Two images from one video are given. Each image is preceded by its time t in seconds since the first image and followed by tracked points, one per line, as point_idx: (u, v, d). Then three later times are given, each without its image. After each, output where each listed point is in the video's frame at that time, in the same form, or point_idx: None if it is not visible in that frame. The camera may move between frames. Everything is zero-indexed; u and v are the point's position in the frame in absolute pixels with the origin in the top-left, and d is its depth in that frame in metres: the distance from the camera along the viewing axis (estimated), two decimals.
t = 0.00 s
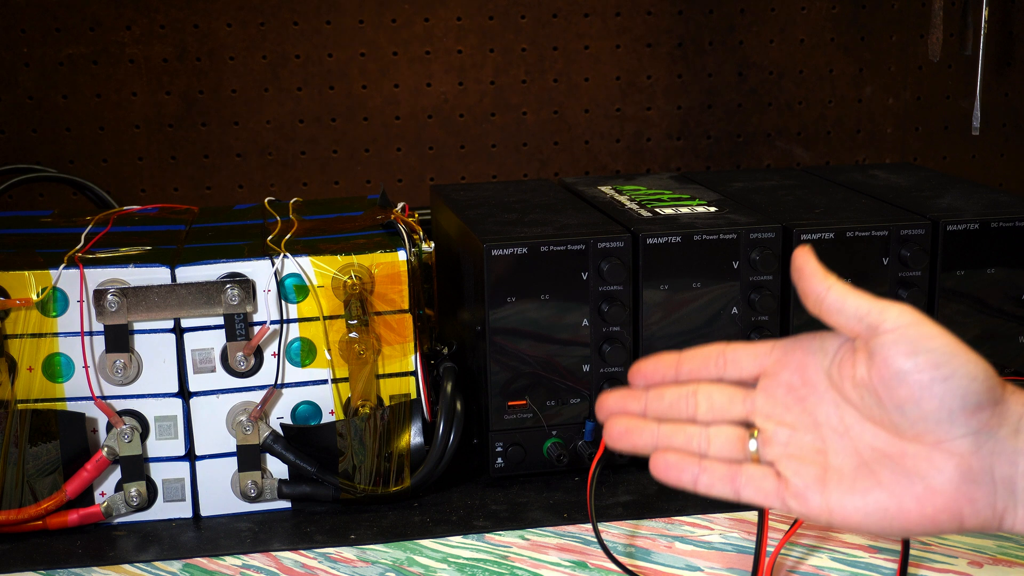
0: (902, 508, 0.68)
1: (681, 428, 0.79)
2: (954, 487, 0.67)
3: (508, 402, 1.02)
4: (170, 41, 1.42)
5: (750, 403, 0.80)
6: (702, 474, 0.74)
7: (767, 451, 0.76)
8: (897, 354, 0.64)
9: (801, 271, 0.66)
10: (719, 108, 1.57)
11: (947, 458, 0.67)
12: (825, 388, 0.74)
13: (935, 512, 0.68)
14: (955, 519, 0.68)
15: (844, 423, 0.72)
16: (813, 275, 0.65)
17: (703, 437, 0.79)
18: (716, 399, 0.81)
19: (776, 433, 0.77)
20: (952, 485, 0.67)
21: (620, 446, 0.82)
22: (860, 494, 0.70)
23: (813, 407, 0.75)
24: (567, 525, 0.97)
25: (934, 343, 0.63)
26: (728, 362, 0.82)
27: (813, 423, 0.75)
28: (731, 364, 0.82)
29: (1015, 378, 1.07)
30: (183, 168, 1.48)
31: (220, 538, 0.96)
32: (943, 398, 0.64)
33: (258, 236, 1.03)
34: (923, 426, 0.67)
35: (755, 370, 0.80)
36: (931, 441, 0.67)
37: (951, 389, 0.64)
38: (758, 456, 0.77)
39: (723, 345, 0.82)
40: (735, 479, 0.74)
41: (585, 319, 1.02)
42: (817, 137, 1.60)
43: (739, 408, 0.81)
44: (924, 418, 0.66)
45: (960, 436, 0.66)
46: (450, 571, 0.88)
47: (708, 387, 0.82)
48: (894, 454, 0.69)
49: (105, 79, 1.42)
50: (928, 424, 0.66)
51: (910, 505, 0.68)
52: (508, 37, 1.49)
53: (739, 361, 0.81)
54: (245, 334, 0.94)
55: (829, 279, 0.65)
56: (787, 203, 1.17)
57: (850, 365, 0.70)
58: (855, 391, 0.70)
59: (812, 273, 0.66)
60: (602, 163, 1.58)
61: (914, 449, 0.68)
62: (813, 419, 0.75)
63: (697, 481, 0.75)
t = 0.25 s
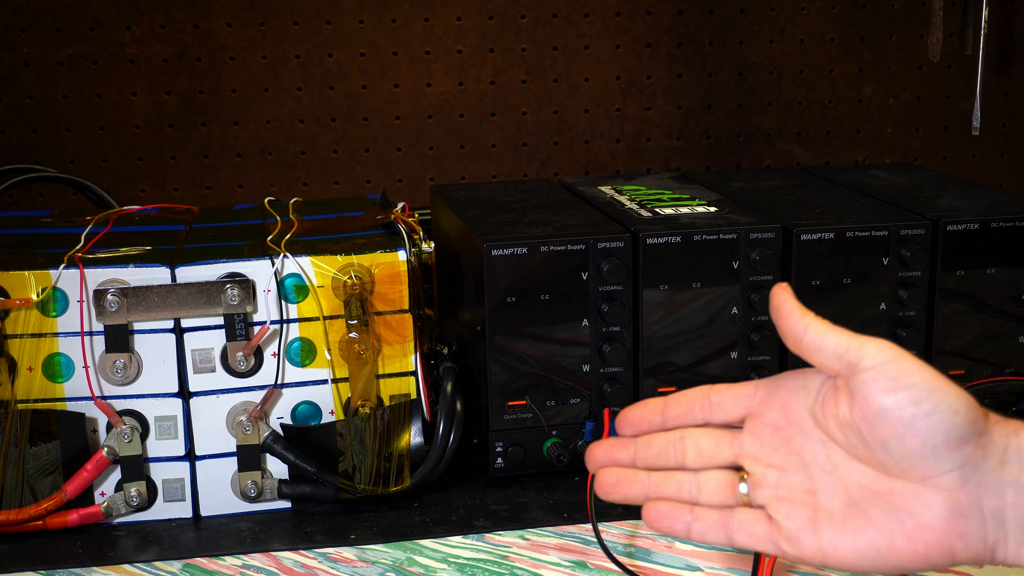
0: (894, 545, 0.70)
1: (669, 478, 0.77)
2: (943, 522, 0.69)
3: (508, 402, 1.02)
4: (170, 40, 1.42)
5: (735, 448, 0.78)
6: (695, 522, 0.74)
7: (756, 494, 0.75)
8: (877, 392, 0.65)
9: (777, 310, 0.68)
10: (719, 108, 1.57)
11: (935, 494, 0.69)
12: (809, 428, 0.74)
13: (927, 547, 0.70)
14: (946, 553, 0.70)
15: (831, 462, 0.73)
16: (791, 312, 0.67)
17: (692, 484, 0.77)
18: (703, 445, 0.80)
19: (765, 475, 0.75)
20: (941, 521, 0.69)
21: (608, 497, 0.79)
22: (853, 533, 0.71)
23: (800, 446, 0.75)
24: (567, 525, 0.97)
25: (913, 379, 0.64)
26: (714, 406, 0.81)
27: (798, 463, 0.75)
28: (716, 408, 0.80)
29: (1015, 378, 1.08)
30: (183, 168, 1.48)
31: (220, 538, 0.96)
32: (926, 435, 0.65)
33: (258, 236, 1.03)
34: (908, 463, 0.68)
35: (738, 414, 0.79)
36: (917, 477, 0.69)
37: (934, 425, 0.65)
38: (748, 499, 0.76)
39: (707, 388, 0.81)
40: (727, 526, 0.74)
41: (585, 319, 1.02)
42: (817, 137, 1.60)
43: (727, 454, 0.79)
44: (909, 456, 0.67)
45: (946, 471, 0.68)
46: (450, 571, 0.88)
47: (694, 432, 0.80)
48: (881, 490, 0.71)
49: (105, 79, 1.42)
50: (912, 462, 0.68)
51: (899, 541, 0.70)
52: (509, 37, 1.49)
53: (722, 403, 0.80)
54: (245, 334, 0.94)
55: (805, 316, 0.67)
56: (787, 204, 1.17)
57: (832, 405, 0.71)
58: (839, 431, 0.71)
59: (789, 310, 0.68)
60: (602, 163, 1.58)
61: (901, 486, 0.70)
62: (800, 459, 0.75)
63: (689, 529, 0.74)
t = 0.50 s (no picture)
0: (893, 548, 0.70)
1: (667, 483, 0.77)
2: (941, 526, 0.68)
3: (508, 402, 1.02)
4: (170, 41, 1.42)
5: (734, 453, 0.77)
6: (694, 527, 0.74)
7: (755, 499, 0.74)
8: (876, 397, 0.64)
9: (777, 315, 0.67)
10: (719, 108, 1.57)
11: (934, 498, 0.68)
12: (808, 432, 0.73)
13: (926, 551, 0.69)
14: (945, 557, 0.69)
15: (830, 466, 0.72)
16: (790, 315, 0.66)
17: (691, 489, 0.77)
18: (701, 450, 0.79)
19: (764, 479, 0.75)
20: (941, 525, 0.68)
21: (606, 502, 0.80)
22: (852, 536, 0.71)
23: (797, 451, 0.74)
24: (567, 525, 0.97)
25: (912, 384, 0.63)
26: (712, 410, 0.80)
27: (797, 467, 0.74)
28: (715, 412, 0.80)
29: (1016, 377, 1.08)
30: (183, 168, 1.48)
31: (220, 538, 0.96)
32: (925, 440, 0.65)
33: (258, 236, 1.03)
34: (908, 467, 0.67)
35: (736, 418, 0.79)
36: (916, 481, 0.68)
37: (933, 430, 0.64)
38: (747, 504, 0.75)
39: (705, 393, 0.81)
40: (726, 531, 0.74)
41: (585, 319, 1.02)
42: (817, 137, 1.60)
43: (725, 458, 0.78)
44: (909, 461, 0.66)
45: (944, 476, 0.67)
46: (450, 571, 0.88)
47: (693, 436, 0.80)
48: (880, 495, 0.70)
49: (105, 79, 1.42)
50: (911, 467, 0.67)
51: (898, 545, 0.69)
52: (509, 37, 1.49)
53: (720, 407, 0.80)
54: (245, 334, 0.94)
55: (804, 319, 0.66)
56: (787, 203, 1.17)
57: (831, 409, 0.70)
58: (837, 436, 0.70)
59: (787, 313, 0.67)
60: (602, 163, 1.58)
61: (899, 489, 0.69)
62: (798, 463, 0.74)
63: (688, 535, 0.74)
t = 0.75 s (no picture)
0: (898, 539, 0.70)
1: (673, 473, 0.78)
2: (946, 518, 0.68)
3: (508, 402, 1.02)
4: (170, 41, 1.42)
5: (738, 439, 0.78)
6: (699, 518, 0.74)
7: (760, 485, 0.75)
8: (880, 390, 0.64)
9: (772, 309, 0.65)
10: (719, 108, 1.57)
11: (938, 489, 0.69)
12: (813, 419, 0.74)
13: (932, 542, 0.69)
14: (950, 549, 0.69)
15: (836, 455, 0.72)
16: (785, 313, 0.65)
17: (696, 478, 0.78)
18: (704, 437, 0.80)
19: (770, 468, 0.75)
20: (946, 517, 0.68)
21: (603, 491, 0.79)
22: (858, 526, 0.71)
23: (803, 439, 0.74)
24: (567, 525, 0.97)
25: (917, 377, 0.63)
26: (716, 397, 0.81)
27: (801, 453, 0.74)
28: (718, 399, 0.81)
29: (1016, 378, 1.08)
30: (183, 168, 1.48)
31: (220, 538, 0.96)
32: (930, 432, 0.65)
33: (258, 236, 1.03)
34: (913, 459, 0.67)
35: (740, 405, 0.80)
36: (922, 472, 0.68)
37: (939, 422, 0.64)
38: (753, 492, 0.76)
39: (709, 378, 0.82)
40: (731, 521, 0.74)
41: (585, 319, 1.02)
42: (817, 137, 1.60)
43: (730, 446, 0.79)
44: (914, 453, 0.66)
45: (949, 467, 0.67)
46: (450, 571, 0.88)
47: (697, 424, 0.81)
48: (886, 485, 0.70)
49: (105, 79, 1.42)
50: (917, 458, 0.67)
51: (903, 536, 0.69)
52: (508, 37, 1.49)
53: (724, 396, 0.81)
54: (245, 334, 0.94)
55: (801, 316, 0.65)
56: (787, 203, 1.17)
57: (834, 401, 0.70)
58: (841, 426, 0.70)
59: (783, 310, 0.65)
60: (602, 163, 1.58)
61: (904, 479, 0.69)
62: (805, 451, 0.74)
63: (694, 526, 0.74)
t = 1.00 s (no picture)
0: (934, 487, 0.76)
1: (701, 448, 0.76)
2: (979, 469, 0.74)
3: (508, 402, 1.02)
4: (170, 41, 1.42)
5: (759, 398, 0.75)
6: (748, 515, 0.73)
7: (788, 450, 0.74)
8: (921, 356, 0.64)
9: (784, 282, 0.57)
10: (719, 108, 1.57)
11: (972, 442, 0.73)
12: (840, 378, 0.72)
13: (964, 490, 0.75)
14: (981, 495, 0.75)
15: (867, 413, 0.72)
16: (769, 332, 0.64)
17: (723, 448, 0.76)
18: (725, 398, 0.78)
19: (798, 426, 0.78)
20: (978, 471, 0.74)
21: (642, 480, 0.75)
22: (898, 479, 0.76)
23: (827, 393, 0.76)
24: (567, 525, 0.97)
25: (959, 346, 0.63)
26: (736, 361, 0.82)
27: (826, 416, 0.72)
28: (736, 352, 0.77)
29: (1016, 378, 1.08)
30: (183, 168, 1.48)
31: (220, 538, 0.96)
32: (973, 395, 0.68)
33: (258, 236, 1.03)
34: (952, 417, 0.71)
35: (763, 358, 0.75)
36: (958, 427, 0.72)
37: (982, 387, 0.67)
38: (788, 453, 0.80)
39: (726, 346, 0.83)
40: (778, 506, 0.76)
41: (585, 319, 1.02)
42: (817, 138, 1.61)
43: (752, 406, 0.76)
44: (952, 413, 0.70)
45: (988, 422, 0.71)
46: (450, 571, 0.88)
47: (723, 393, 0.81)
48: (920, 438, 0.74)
49: (105, 79, 1.42)
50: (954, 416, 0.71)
51: (937, 484, 0.75)
52: (508, 37, 1.49)
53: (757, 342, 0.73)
54: (244, 334, 0.94)
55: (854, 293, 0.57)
56: (787, 204, 1.17)
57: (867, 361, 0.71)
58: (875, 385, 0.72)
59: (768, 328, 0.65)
60: (602, 163, 1.58)
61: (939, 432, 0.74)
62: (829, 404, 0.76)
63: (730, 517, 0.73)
